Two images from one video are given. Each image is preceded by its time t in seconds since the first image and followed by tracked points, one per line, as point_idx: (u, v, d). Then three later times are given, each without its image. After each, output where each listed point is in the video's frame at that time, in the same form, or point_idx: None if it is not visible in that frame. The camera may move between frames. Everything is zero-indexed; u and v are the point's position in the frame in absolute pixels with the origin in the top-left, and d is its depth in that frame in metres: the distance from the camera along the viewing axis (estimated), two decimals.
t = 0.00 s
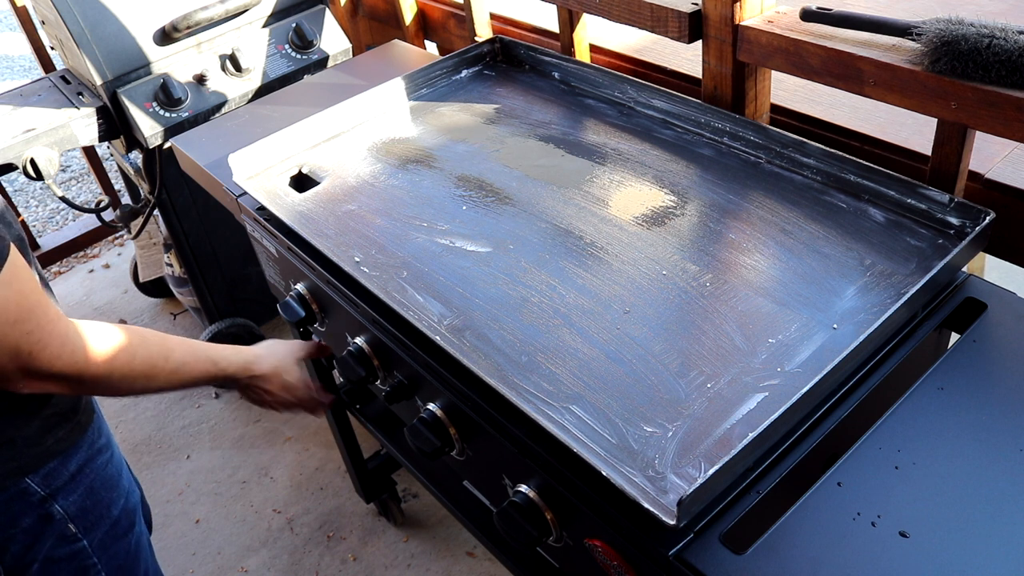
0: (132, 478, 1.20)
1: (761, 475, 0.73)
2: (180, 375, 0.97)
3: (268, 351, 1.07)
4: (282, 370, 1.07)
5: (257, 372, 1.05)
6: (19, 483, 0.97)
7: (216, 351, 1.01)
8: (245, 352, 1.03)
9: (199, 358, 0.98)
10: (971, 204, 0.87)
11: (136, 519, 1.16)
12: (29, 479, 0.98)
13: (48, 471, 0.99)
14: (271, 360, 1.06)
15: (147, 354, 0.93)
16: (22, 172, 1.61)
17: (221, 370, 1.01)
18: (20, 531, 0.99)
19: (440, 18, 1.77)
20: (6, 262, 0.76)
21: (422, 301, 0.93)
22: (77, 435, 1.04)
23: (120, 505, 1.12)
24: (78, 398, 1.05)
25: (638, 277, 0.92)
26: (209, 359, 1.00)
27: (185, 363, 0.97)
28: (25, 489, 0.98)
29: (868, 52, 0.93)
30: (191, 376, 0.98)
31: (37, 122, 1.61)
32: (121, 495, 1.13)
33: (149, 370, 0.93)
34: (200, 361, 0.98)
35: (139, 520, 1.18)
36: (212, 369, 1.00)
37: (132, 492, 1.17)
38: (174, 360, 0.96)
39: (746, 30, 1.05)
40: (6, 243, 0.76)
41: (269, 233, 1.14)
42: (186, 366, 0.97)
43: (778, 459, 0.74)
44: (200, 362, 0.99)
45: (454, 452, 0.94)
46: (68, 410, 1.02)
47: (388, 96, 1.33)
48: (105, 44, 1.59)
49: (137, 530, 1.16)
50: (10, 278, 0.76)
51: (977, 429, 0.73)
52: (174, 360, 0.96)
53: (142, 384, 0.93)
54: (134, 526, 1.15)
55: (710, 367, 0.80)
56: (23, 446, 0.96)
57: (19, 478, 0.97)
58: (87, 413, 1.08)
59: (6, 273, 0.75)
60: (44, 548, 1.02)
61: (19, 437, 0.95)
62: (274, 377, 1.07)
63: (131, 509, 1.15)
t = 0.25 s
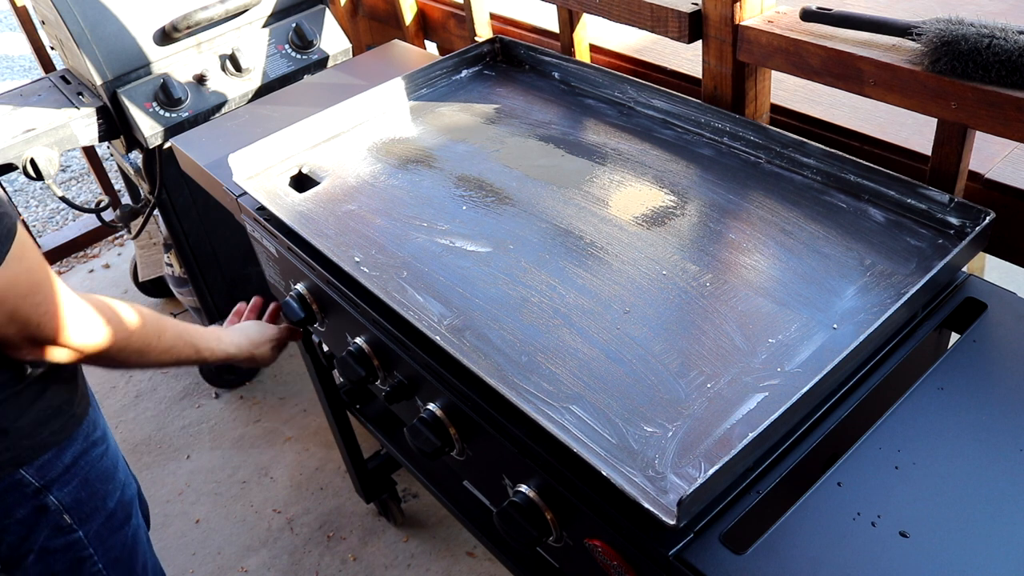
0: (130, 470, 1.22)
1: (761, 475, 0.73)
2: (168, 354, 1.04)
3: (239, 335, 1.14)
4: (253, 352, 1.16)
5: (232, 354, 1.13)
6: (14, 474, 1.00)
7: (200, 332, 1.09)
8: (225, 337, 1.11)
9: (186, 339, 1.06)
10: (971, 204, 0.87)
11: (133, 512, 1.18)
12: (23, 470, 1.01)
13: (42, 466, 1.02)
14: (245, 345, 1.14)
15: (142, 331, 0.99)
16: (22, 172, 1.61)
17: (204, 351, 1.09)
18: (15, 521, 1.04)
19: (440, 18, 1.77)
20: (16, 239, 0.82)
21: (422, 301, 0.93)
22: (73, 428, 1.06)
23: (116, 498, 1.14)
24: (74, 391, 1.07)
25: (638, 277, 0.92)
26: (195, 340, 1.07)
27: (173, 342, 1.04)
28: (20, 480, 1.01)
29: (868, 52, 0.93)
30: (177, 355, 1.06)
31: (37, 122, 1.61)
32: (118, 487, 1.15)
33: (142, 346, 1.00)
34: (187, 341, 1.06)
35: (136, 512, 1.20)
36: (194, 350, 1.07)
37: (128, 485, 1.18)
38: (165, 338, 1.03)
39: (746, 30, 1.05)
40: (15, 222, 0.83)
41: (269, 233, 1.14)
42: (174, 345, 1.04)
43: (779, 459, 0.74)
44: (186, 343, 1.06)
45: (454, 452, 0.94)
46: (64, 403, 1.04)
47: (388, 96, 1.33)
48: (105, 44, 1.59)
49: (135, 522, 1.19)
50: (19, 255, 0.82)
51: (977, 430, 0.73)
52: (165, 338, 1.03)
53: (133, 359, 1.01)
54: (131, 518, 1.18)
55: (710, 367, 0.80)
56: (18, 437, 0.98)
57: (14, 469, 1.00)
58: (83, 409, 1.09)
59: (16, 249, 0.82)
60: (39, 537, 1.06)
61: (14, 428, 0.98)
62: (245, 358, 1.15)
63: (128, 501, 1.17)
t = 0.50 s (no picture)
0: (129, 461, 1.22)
1: (761, 476, 0.73)
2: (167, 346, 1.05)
3: (237, 328, 1.14)
4: (249, 348, 1.15)
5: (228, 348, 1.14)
6: (14, 463, 1.00)
7: (198, 324, 1.10)
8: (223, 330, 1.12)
9: (183, 333, 1.06)
10: (971, 204, 0.87)
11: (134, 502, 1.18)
12: (23, 459, 1.01)
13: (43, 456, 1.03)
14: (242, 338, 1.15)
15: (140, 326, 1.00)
16: (22, 172, 1.61)
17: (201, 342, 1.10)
18: (15, 510, 1.03)
19: (440, 18, 1.77)
20: (19, 233, 0.83)
21: (422, 301, 0.93)
22: (72, 418, 1.06)
23: (116, 487, 1.14)
24: (73, 381, 1.07)
25: (638, 277, 0.92)
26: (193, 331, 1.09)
27: (169, 335, 1.05)
28: (21, 469, 1.01)
29: (868, 52, 0.93)
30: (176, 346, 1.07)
31: (37, 122, 1.61)
32: (118, 477, 1.15)
33: (139, 340, 1.01)
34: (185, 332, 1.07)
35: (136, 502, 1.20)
36: (190, 343, 1.08)
37: (128, 475, 1.18)
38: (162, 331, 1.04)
39: (746, 30, 1.05)
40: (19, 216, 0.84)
41: (269, 232, 1.14)
42: (172, 338, 1.05)
43: (778, 459, 0.74)
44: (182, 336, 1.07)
45: (454, 452, 0.94)
46: (64, 394, 1.04)
47: (388, 96, 1.33)
48: (105, 44, 1.59)
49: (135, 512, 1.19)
50: (21, 249, 0.83)
51: (976, 430, 0.73)
52: (162, 332, 1.04)
53: (128, 351, 1.02)
54: (132, 508, 1.18)
55: (710, 367, 0.80)
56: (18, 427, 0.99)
57: (14, 458, 1.00)
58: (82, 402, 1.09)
59: (18, 244, 0.82)
60: (40, 526, 1.06)
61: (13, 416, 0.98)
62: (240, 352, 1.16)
63: (129, 492, 1.17)
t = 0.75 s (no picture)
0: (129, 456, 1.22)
1: (761, 475, 0.73)
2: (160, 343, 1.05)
3: (232, 327, 1.15)
4: (243, 347, 1.16)
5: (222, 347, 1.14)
6: (12, 459, 1.00)
7: (193, 321, 1.10)
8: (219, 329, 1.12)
9: (177, 330, 1.07)
10: (971, 204, 0.87)
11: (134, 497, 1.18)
12: (21, 455, 1.01)
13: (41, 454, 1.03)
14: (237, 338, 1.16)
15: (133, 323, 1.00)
16: (22, 172, 1.61)
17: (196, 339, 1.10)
18: (14, 504, 1.04)
19: (440, 18, 1.77)
20: (10, 230, 0.83)
21: (422, 301, 0.92)
22: (70, 414, 1.06)
23: (115, 483, 1.14)
24: (72, 377, 1.07)
25: (638, 277, 0.92)
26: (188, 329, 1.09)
27: (163, 333, 1.05)
28: (19, 465, 1.01)
29: (868, 52, 0.93)
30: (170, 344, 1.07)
31: (37, 122, 1.61)
32: (117, 472, 1.15)
33: (132, 338, 1.01)
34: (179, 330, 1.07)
35: (136, 497, 1.20)
36: (184, 341, 1.08)
37: (128, 470, 1.18)
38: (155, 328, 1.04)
39: (746, 30, 1.05)
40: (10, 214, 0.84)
41: (269, 233, 1.14)
42: (166, 335, 1.06)
43: (779, 459, 0.74)
44: (176, 334, 1.07)
45: (454, 452, 0.94)
46: (62, 390, 1.04)
47: (388, 96, 1.33)
48: (105, 44, 1.59)
49: (135, 506, 1.19)
50: (13, 245, 0.83)
51: (976, 430, 0.73)
52: (155, 329, 1.04)
53: (122, 348, 1.02)
54: (132, 503, 1.18)
55: (710, 367, 0.80)
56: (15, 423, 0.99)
57: (12, 453, 1.00)
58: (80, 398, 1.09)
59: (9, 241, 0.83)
60: (38, 521, 1.06)
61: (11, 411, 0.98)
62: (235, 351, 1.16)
63: (128, 487, 1.17)
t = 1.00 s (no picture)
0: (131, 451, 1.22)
1: (761, 475, 0.73)
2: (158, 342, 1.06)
3: (231, 324, 1.14)
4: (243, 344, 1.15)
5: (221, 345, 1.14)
6: (13, 454, 1.01)
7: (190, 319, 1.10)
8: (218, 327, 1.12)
9: (173, 329, 1.07)
10: (971, 204, 0.87)
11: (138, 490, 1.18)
12: (22, 451, 1.01)
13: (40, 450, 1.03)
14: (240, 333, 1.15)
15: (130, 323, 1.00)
16: (22, 172, 1.61)
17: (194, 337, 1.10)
18: (16, 499, 1.04)
19: (440, 18, 1.77)
20: (9, 230, 0.83)
21: (422, 301, 0.92)
22: (71, 409, 1.06)
23: (118, 476, 1.14)
24: (72, 372, 1.07)
25: (637, 277, 0.92)
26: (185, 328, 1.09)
27: (159, 332, 1.05)
28: (20, 460, 1.01)
29: (868, 52, 0.93)
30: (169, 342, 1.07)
31: (37, 122, 1.61)
32: (120, 466, 1.15)
33: (129, 339, 1.01)
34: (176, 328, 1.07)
35: (139, 490, 1.20)
36: (180, 340, 1.08)
37: (131, 464, 1.18)
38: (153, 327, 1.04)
39: (746, 30, 1.05)
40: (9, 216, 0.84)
41: (269, 233, 1.14)
42: (164, 333, 1.06)
43: (778, 459, 0.74)
44: (172, 333, 1.07)
45: (454, 452, 0.94)
46: (62, 385, 1.04)
47: (388, 96, 1.33)
48: (105, 44, 1.59)
49: (138, 500, 1.19)
50: (13, 245, 0.83)
51: (976, 430, 0.73)
52: (152, 328, 1.04)
53: (118, 348, 1.02)
54: (135, 497, 1.18)
55: (710, 367, 0.80)
56: (16, 419, 0.99)
57: (13, 449, 1.00)
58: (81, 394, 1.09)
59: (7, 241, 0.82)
60: (41, 516, 1.06)
61: (11, 408, 0.98)
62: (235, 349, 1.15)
63: (131, 480, 1.17)
